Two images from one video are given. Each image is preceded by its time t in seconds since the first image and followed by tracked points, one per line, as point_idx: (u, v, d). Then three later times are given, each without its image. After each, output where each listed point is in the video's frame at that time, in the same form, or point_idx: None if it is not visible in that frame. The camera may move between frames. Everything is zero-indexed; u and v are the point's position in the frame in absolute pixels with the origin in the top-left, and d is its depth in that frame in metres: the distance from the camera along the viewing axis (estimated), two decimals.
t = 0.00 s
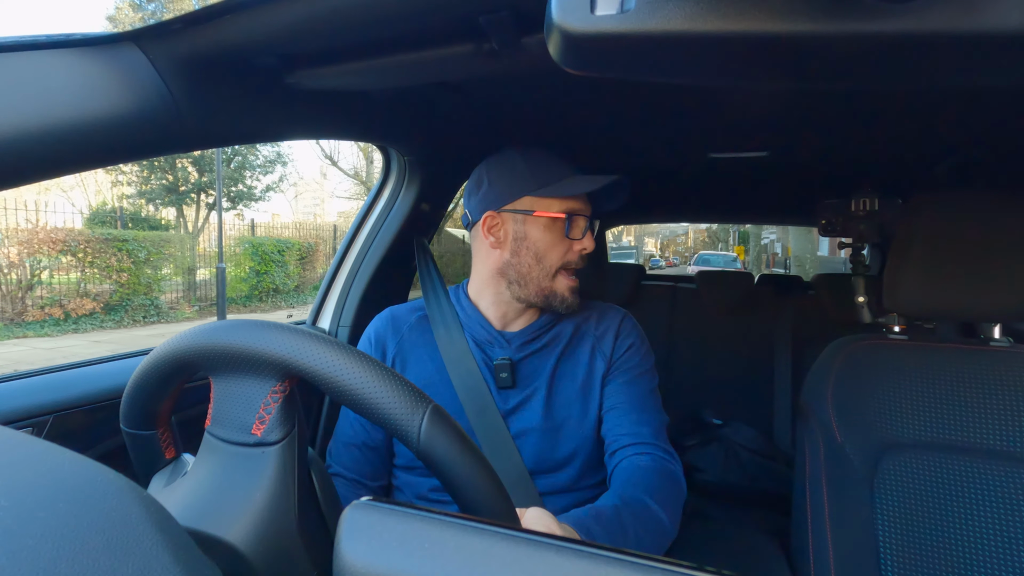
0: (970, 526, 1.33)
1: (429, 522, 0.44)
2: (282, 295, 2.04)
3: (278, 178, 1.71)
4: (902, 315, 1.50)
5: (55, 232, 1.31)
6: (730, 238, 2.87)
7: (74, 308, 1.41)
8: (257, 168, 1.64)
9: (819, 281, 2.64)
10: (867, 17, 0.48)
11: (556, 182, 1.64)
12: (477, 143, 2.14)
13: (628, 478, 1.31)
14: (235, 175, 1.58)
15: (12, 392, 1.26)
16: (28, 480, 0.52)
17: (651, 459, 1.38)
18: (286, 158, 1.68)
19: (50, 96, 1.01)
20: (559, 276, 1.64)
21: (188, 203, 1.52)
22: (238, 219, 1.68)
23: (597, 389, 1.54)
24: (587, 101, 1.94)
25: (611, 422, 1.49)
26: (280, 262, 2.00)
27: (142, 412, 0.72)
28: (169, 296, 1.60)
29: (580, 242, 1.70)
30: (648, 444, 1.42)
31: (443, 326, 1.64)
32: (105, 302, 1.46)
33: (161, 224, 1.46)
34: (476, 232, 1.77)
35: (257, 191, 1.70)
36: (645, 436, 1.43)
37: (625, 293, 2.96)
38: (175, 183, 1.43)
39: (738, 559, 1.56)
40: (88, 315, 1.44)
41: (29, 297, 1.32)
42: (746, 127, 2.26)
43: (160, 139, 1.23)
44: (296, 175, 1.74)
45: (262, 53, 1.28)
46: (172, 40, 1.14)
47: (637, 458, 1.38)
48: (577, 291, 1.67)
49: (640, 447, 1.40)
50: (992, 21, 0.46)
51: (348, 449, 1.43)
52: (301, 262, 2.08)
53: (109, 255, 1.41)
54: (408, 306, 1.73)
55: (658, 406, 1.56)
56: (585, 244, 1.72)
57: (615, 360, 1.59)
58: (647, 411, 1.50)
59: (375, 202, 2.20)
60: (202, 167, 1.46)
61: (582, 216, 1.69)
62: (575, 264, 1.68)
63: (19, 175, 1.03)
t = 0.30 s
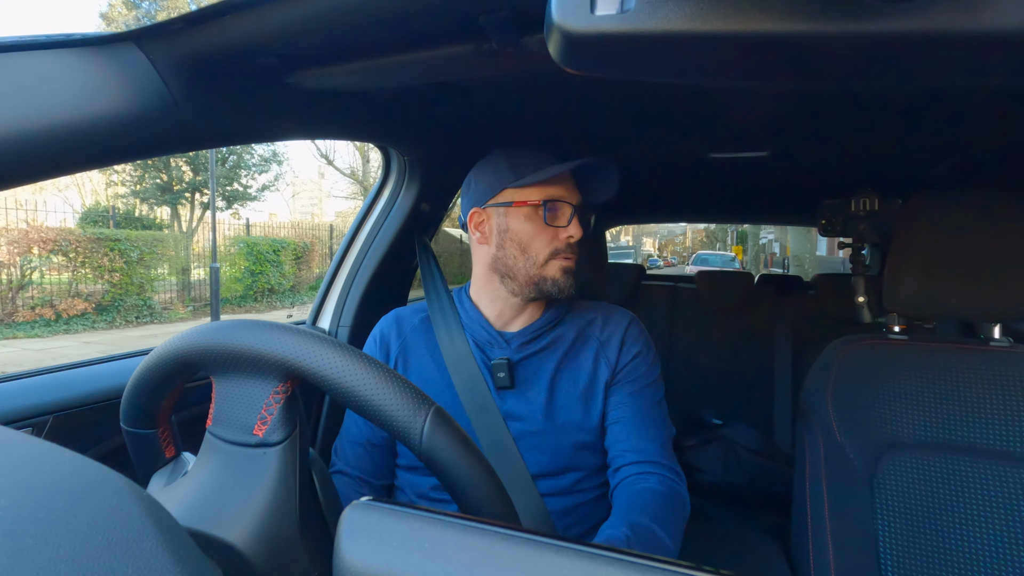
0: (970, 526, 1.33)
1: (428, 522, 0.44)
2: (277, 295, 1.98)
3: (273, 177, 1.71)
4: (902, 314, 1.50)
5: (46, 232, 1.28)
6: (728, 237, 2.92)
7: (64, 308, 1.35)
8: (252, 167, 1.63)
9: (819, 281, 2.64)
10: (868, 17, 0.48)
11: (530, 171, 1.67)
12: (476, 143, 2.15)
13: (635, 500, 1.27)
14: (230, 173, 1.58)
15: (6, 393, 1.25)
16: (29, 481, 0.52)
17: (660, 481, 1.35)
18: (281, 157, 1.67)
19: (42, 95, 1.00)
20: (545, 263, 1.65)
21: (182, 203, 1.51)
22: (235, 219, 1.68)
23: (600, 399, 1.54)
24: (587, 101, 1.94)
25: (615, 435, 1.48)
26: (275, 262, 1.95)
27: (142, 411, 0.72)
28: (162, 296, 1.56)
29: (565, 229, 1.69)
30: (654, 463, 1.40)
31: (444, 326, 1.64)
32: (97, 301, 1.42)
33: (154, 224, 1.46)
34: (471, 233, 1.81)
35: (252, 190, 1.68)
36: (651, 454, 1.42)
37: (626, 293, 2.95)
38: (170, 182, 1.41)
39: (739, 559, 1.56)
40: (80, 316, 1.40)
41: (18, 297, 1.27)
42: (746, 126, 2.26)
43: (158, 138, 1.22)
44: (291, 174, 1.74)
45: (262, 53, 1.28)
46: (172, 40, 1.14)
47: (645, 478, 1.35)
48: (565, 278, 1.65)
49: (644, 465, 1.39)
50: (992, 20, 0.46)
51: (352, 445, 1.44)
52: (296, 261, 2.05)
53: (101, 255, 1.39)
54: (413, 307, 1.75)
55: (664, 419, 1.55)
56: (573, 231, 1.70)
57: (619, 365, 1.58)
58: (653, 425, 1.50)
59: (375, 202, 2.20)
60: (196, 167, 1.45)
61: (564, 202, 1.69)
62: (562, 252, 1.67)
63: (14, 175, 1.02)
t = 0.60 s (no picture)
0: (970, 526, 1.33)
1: (429, 521, 0.44)
2: (272, 296, 1.90)
3: (269, 176, 1.69)
4: (901, 314, 1.50)
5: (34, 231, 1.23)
6: (727, 237, 2.91)
7: (54, 309, 1.30)
8: (248, 165, 1.62)
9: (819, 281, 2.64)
10: (867, 17, 0.48)
11: (520, 165, 1.67)
12: (476, 143, 2.15)
13: (638, 514, 1.27)
14: (224, 172, 1.55)
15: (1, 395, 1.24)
16: (30, 480, 0.52)
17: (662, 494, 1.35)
18: (277, 157, 1.67)
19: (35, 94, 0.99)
20: (537, 257, 1.65)
21: (176, 202, 1.47)
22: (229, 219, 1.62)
23: (603, 405, 1.53)
24: (586, 101, 1.95)
25: (619, 443, 1.47)
26: (270, 262, 1.87)
27: (142, 411, 0.72)
28: (156, 296, 1.48)
29: (558, 222, 1.68)
30: (658, 475, 1.39)
31: (447, 324, 1.64)
32: (88, 302, 1.35)
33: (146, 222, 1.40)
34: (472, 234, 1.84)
35: (246, 189, 1.65)
36: (655, 466, 1.41)
37: (625, 293, 2.98)
38: (164, 181, 1.39)
39: (739, 559, 1.56)
40: (70, 316, 1.33)
41: (9, 297, 1.22)
42: (746, 126, 2.25)
43: (156, 137, 1.22)
44: (286, 174, 1.73)
45: (262, 53, 1.28)
46: (174, 39, 1.14)
47: (648, 490, 1.35)
48: (556, 271, 1.64)
49: (647, 476, 1.39)
50: (991, 21, 0.46)
51: (357, 440, 1.44)
52: (290, 262, 1.97)
53: (91, 254, 1.33)
54: (419, 307, 1.75)
55: (671, 430, 1.54)
56: (566, 223, 1.69)
57: (623, 370, 1.57)
58: (659, 436, 1.49)
59: (376, 202, 2.20)
60: (190, 164, 1.42)
61: (556, 195, 1.68)
62: (554, 245, 1.66)
63: (10, 176, 1.02)
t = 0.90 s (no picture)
0: (970, 526, 1.33)
1: (428, 521, 0.44)
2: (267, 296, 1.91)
3: (264, 175, 1.67)
4: (902, 314, 1.50)
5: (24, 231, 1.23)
6: (724, 237, 2.89)
7: (46, 310, 1.29)
8: (243, 165, 1.60)
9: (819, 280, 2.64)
10: (867, 17, 0.48)
11: (513, 165, 1.68)
12: (476, 143, 2.15)
13: (638, 521, 1.27)
14: (219, 172, 1.54)
15: None
16: (29, 480, 0.52)
17: (663, 499, 1.35)
18: (272, 156, 1.65)
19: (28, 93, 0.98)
20: (529, 256, 1.64)
21: (170, 201, 1.46)
22: (219, 218, 1.65)
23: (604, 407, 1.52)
24: (586, 101, 1.95)
25: (620, 447, 1.48)
26: (264, 262, 1.91)
27: (142, 411, 0.72)
28: (149, 297, 1.50)
29: (551, 221, 1.67)
30: (658, 480, 1.40)
31: (446, 325, 1.65)
32: (80, 303, 1.36)
33: (139, 222, 1.42)
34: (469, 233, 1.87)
35: (241, 189, 1.65)
36: (655, 471, 1.41)
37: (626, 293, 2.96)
38: (157, 181, 1.37)
39: (739, 559, 1.56)
40: (62, 316, 1.33)
41: None
42: (745, 126, 2.26)
43: (153, 138, 1.22)
44: (281, 173, 1.72)
45: (262, 53, 1.28)
46: (173, 40, 1.14)
47: (648, 497, 1.35)
48: (547, 270, 1.62)
49: (647, 482, 1.39)
50: (992, 21, 0.46)
51: (359, 440, 1.44)
52: (286, 262, 1.99)
53: (82, 253, 1.33)
54: (419, 308, 1.75)
55: (672, 434, 1.54)
56: (558, 223, 1.67)
57: (624, 371, 1.56)
58: (659, 441, 1.49)
59: (375, 202, 2.20)
60: (183, 162, 1.39)
61: (549, 194, 1.67)
62: (546, 243, 1.64)
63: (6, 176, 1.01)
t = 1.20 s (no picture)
0: (969, 526, 1.33)
1: (428, 521, 0.44)
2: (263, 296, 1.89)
3: (259, 175, 1.66)
4: (902, 315, 1.50)
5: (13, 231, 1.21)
6: (722, 237, 2.85)
7: (35, 310, 1.27)
8: (237, 164, 1.59)
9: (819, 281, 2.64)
10: (866, 18, 0.48)
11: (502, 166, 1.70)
12: (477, 142, 2.15)
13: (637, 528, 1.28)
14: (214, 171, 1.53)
15: None
16: (29, 480, 0.52)
17: (663, 503, 1.35)
18: (267, 155, 1.64)
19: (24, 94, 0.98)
20: (516, 256, 1.63)
21: (163, 201, 1.45)
22: (216, 216, 1.61)
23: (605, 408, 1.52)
24: (587, 101, 1.95)
25: (621, 450, 1.48)
26: (259, 262, 1.89)
27: (142, 411, 0.72)
28: (140, 297, 1.51)
29: (537, 222, 1.65)
30: (658, 483, 1.40)
31: (447, 325, 1.65)
32: (70, 303, 1.34)
33: (131, 222, 1.40)
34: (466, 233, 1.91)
35: (235, 188, 1.62)
36: (656, 475, 1.41)
37: (625, 293, 2.96)
38: (150, 179, 1.36)
39: (739, 559, 1.56)
40: (50, 317, 1.30)
41: None
42: (745, 126, 2.26)
43: (151, 140, 1.22)
44: (277, 173, 1.69)
45: (263, 53, 1.28)
46: (173, 40, 1.14)
47: (648, 501, 1.35)
48: (532, 271, 1.61)
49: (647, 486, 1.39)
50: (992, 21, 0.46)
51: (360, 440, 1.44)
52: (280, 262, 1.96)
53: (73, 254, 1.33)
54: (419, 308, 1.75)
55: (673, 435, 1.54)
56: (545, 223, 1.65)
57: (625, 372, 1.56)
58: (660, 444, 1.49)
59: (376, 202, 2.20)
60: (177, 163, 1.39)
61: (536, 194, 1.66)
62: (532, 244, 1.62)
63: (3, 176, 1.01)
